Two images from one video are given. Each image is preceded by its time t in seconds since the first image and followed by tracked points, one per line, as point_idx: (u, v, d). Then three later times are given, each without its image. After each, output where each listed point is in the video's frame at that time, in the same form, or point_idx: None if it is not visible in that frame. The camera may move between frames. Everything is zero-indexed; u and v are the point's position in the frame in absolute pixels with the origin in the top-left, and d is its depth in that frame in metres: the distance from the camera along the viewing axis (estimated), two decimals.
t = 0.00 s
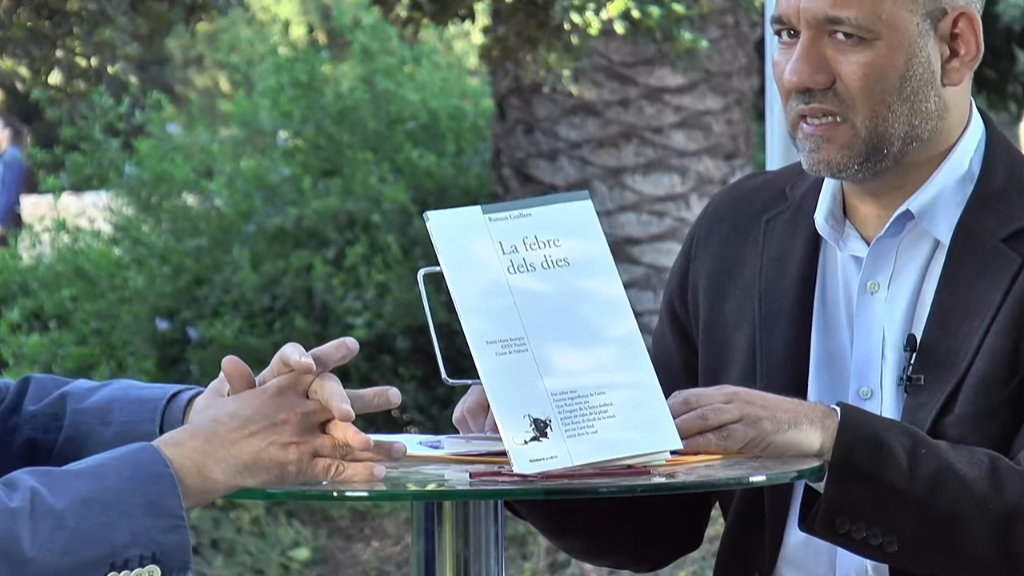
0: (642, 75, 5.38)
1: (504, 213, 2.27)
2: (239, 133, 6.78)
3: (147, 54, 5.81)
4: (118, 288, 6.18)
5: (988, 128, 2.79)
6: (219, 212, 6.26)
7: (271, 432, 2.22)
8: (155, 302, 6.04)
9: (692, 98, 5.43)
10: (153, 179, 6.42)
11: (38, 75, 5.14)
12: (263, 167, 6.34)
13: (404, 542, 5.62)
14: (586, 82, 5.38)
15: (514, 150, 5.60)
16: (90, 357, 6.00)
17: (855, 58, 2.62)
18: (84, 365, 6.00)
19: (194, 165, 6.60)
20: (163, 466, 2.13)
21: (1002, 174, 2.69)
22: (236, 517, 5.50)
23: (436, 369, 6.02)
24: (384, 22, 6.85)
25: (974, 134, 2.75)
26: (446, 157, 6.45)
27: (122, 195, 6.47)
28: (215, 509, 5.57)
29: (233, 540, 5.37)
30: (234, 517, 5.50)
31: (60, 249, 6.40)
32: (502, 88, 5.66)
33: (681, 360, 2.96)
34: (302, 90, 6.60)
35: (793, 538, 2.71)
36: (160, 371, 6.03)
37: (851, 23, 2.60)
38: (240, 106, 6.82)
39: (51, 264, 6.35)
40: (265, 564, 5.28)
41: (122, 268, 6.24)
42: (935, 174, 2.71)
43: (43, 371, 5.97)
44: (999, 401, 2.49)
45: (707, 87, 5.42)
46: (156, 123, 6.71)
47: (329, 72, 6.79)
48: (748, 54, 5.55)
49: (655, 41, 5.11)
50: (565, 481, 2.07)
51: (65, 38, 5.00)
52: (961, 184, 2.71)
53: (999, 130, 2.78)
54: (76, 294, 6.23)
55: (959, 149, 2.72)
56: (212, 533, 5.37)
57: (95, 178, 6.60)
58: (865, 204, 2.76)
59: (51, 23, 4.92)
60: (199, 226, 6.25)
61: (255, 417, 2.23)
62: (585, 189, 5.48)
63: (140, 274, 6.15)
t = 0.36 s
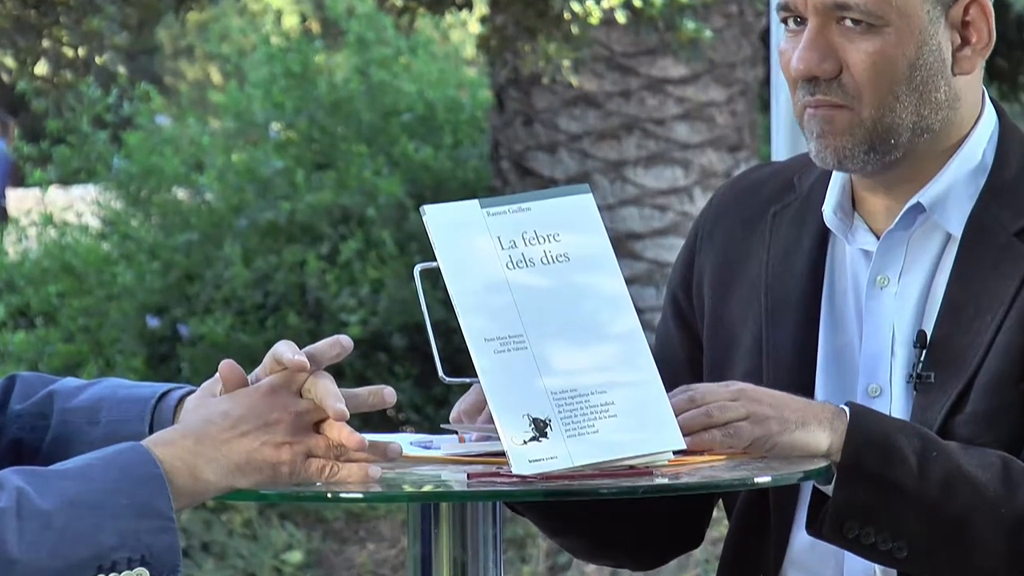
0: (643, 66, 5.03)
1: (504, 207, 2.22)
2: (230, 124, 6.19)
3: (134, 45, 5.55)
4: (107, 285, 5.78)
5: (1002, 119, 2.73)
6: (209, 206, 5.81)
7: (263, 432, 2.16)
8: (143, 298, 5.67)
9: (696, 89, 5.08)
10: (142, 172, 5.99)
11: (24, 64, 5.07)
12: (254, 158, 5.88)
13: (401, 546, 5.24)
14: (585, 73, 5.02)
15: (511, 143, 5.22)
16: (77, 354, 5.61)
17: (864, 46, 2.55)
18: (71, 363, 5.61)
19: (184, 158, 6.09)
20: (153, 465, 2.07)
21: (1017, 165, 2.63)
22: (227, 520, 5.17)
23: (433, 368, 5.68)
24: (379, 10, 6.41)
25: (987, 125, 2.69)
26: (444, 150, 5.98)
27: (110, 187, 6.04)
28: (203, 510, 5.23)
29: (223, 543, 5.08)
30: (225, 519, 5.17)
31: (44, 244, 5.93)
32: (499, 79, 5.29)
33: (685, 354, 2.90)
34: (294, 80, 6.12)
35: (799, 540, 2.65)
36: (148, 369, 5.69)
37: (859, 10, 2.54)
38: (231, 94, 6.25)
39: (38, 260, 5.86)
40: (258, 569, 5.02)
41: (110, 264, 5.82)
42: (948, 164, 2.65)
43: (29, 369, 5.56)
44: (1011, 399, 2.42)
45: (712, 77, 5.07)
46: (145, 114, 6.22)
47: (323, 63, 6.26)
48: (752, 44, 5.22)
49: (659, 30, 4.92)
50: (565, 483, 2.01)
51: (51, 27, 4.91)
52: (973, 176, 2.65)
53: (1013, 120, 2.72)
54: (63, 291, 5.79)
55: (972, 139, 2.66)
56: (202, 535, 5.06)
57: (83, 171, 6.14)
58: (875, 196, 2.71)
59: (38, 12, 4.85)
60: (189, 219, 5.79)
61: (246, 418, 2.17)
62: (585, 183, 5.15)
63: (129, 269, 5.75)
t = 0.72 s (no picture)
0: (645, 56, 4.92)
1: (503, 200, 2.15)
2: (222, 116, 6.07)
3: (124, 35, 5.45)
4: (95, 281, 5.64)
5: (1014, 108, 2.67)
6: (200, 200, 5.66)
7: (255, 432, 2.11)
8: (133, 293, 5.52)
9: (699, 81, 4.96)
10: (132, 166, 5.87)
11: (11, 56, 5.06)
12: (245, 152, 5.74)
13: (396, 548, 5.11)
14: (586, 63, 4.93)
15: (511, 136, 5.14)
16: (64, 352, 5.50)
17: (859, 36, 2.48)
18: (58, 362, 5.51)
19: (174, 150, 5.93)
20: (140, 462, 2.01)
21: None
22: (218, 522, 5.12)
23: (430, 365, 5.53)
24: None
25: (999, 114, 2.63)
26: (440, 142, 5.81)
27: (99, 181, 5.96)
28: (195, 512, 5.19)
29: (215, 546, 5.01)
30: (216, 522, 5.11)
31: (32, 238, 5.87)
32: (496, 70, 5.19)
33: (690, 349, 2.85)
34: (287, 72, 5.96)
35: (808, 538, 2.59)
36: (137, 368, 5.51)
37: None
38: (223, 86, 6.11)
39: (26, 255, 5.81)
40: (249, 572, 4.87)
41: (98, 259, 5.69)
42: (959, 155, 2.60)
43: (15, 367, 5.50)
44: None
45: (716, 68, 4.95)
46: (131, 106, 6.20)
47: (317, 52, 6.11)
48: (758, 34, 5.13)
49: (661, 20, 4.83)
50: (567, 484, 1.96)
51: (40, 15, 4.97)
52: (985, 167, 2.59)
53: None
54: (50, 287, 5.72)
55: (984, 129, 2.60)
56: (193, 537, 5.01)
57: (70, 164, 6.18)
58: (885, 188, 2.65)
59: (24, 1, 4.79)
60: (180, 214, 5.65)
61: (237, 417, 2.11)
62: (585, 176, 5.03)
63: (118, 265, 5.60)
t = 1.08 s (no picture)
0: (648, 46, 4.83)
1: (501, 194, 2.09)
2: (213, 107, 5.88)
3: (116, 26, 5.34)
4: (84, 278, 5.44)
5: None
6: (190, 194, 5.53)
7: (247, 432, 2.06)
8: (122, 290, 5.41)
9: (703, 71, 4.87)
10: (120, 160, 5.64)
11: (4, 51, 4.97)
12: (238, 144, 5.58)
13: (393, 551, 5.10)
14: (587, 54, 4.87)
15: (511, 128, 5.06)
16: (52, 352, 5.30)
17: (866, 26, 2.43)
18: (46, 362, 5.30)
19: (164, 144, 5.73)
20: (128, 463, 1.96)
21: None
22: (209, 524, 4.93)
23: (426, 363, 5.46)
24: None
25: (1011, 105, 2.57)
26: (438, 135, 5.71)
27: (87, 174, 5.67)
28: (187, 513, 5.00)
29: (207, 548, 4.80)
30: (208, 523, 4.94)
31: (18, 235, 5.50)
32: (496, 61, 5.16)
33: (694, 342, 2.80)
34: (280, 62, 5.82)
35: (811, 539, 2.54)
36: (126, 366, 5.42)
37: None
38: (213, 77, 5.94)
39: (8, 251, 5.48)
40: None
41: (87, 255, 5.47)
42: (971, 146, 2.54)
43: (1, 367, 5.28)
44: None
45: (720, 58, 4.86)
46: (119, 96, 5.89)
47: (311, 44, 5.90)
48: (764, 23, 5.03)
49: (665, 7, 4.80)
50: (567, 484, 1.91)
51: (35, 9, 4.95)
52: (997, 158, 2.54)
53: None
54: (38, 283, 5.44)
55: (996, 120, 2.55)
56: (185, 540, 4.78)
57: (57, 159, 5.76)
58: (895, 178, 2.60)
59: None
60: (170, 208, 5.52)
61: (229, 416, 2.06)
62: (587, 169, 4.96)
63: (106, 261, 5.44)
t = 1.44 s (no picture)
0: (651, 37, 4.78)
1: (500, 187, 2.03)
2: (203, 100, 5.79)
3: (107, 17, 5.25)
4: (71, 275, 5.39)
5: None
6: (180, 188, 5.45)
7: (241, 433, 2.00)
8: (111, 288, 5.32)
9: (707, 63, 4.80)
10: (108, 154, 5.59)
11: None
12: (229, 138, 5.52)
13: (388, 555, 4.98)
14: (588, 45, 4.82)
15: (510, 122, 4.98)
16: (37, 351, 5.25)
17: (868, 20, 2.37)
18: (33, 362, 5.27)
19: (153, 137, 5.65)
20: (117, 465, 1.90)
21: None
22: (200, 528, 4.88)
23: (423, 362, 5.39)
24: None
25: None
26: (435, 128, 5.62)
27: (73, 169, 5.65)
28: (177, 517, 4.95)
29: (198, 554, 4.77)
30: (198, 527, 4.89)
31: (3, 230, 5.51)
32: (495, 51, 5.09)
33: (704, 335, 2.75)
34: (273, 54, 5.73)
35: (821, 540, 2.49)
36: (114, 365, 5.31)
37: None
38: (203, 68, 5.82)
39: None
40: None
41: (75, 251, 5.42)
42: (983, 141, 2.49)
43: None
44: None
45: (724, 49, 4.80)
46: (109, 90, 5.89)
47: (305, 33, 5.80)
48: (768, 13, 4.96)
49: None
50: (567, 488, 1.86)
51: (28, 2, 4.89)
52: (1013, 153, 2.47)
53: None
54: (24, 279, 5.41)
55: (1008, 118, 2.49)
56: (175, 545, 4.77)
57: (42, 153, 5.78)
58: (908, 172, 2.56)
59: None
60: (159, 204, 5.43)
61: (221, 416, 1.99)
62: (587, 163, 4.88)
63: (94, 257, 5.37)
